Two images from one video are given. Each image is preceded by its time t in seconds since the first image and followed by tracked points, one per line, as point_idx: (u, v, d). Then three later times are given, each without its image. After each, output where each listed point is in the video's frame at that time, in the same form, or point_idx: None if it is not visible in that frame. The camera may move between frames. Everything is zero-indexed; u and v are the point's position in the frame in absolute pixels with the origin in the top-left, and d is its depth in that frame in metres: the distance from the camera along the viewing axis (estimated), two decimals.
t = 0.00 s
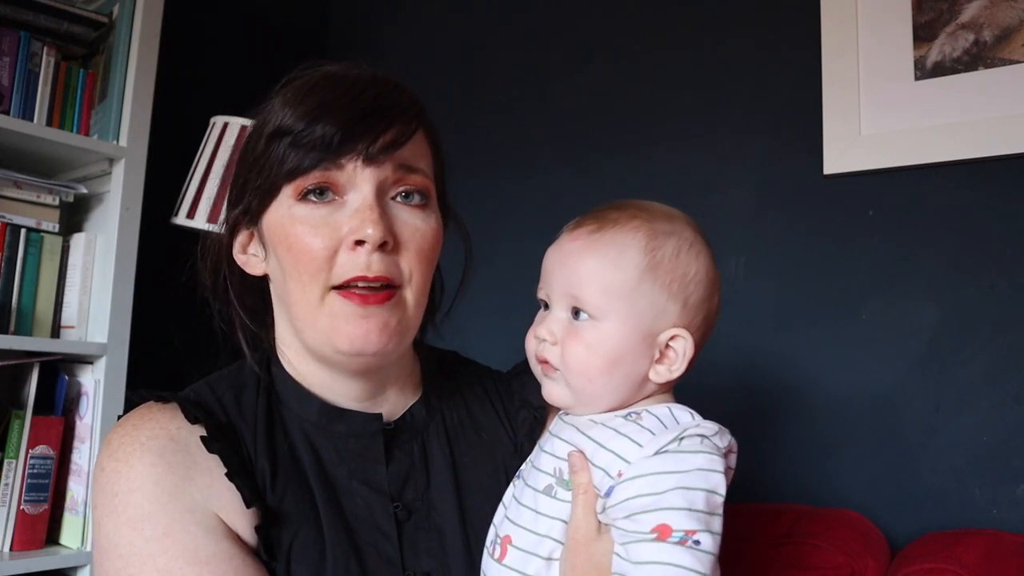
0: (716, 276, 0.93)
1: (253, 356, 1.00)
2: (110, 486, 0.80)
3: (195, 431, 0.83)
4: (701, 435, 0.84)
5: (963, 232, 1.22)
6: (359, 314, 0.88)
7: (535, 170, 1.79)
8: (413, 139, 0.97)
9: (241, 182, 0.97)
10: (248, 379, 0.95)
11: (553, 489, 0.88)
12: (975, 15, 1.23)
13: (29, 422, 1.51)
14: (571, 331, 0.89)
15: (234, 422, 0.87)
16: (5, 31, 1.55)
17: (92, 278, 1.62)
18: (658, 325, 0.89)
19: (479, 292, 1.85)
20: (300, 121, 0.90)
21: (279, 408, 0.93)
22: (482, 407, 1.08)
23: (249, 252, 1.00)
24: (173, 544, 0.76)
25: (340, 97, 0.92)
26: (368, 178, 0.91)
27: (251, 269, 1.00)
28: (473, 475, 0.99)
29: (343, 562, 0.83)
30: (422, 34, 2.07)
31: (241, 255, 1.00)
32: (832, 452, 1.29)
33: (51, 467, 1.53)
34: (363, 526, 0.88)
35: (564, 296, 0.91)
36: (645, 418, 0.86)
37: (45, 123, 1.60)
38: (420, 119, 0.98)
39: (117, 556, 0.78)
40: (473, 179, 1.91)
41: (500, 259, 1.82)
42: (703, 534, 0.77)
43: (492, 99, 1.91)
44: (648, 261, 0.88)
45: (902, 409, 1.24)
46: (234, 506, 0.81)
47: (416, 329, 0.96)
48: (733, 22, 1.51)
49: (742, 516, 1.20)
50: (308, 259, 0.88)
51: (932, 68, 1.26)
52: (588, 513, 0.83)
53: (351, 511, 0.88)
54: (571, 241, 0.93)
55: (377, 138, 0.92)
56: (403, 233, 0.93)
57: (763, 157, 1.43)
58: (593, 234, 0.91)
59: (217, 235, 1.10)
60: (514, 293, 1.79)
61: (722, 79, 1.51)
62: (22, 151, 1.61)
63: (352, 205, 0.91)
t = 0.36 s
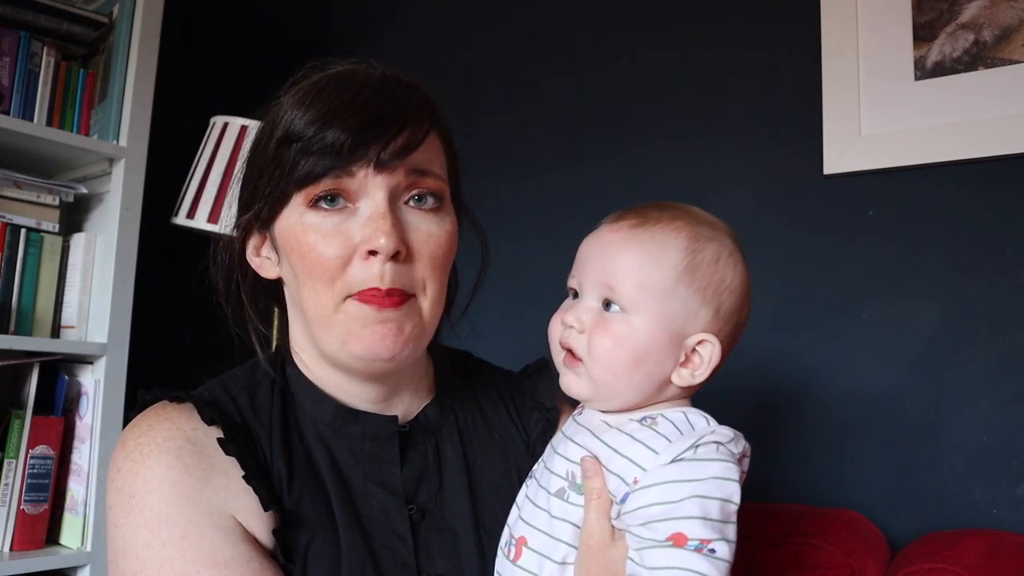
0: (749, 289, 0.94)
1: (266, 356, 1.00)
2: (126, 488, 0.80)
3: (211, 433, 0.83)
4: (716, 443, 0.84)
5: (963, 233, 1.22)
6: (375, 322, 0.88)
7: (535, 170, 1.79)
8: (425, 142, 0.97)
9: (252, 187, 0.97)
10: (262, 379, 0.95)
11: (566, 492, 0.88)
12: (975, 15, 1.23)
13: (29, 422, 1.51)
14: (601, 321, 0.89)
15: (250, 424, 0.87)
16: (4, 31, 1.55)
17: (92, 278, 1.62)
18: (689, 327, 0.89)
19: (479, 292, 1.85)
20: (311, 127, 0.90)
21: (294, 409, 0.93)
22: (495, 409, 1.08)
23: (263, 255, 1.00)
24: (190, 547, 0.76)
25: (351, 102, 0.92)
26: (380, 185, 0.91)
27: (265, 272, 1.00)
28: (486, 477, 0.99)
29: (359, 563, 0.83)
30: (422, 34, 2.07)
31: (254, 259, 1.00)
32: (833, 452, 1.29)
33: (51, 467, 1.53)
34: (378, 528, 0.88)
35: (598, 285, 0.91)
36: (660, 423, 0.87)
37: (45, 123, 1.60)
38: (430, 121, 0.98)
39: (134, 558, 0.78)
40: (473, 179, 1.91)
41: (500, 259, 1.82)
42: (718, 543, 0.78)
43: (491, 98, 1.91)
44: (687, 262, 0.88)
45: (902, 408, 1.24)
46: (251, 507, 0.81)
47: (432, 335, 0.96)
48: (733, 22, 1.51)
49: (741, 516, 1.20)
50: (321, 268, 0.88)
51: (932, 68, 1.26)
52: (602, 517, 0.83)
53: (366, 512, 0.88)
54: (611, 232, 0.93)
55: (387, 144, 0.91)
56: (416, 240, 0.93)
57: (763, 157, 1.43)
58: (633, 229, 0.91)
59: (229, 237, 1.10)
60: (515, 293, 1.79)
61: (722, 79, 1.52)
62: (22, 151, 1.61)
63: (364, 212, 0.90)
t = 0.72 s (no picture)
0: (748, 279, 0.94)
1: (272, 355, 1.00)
2: (138, 487, 0.80)
3: (222, 433, 0.83)
4: (721, 429, 0.84)
5: (963, 232, 1.22)
6: (387, 321, 0.89)
7: (536, 170, 1.79)
8: (438, 146, 0.97)
9: (261, 186, 0.97)
10: (269, 378, 0.95)
11: (574, 483, 0.89)
12: (975, 15, 1.23)
13: (29, 422, 1.51)
14: (610, 319, 0.89)
15: (258, 423, 0.87)
16: (4, 31, 1.55)
17: (92, 278, 1.62)
18: (695, 319, 0.89)
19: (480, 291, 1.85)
20: (323, 130, 0.89)
21: (303, 410, 0.93)
22: (500, 410, 1.08)
23: (270, 254, 1.00)
24: (206, 544, 0.76)
25: (364, 104, 0.91)
26: (393, 187, 0.91)
27: (273, 271, 1.00)
28: (491, 474, 0.99)
29: (368, 563, 0.83)
30: (422, 34, 2.07)
31: (262, 258, 1.00)
32: (833, 452, 1.29)
33: (51, 467, 1.53)
34: (387, 525, 0.88)
35: (605, 283, 0.91)
36: (666, 411, 0.87)
37: (45, 123, 1.60)
38: (443, 124, 0.98)
39: (149, 556, 0.78)
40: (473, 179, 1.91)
41: (501, 259, 1.82)
42: (725, 523, 0.78)
43: (491, 98, 1.91)
44: (693, 257, 0.88)
45: (903, 408, 1.24)
46: (264, 505, 0.81)
47: (441, 334, 0.96)
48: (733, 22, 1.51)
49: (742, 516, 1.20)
50: (334, 268, 0.88)
51: (932, 68, 1.26)
52: (611, 505, 0.83)
53: (375, 511, 0.88)
54: (617, 229, 0.93)
55: (402, 146, 0.91)
56: (427, 241, 0.93)
57: (763, 156, 1.43)
58: (639, 225, 0.91)
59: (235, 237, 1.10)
60: (515, 293, 1.79)
61: (722, 79, 1.52)
62: (22, 151, 1.61)
63: (376, 214, 0.90)
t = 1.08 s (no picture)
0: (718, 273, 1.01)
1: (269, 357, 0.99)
2: (144, 487, 0.80)
3: (226, 432, 0.84)
4: (724, 419, 0.87)
5: (964, 232, 1.22)
6: (389, 319, 0.89)
7: (536, 170, 1.79)
8: (437, 149, 0.98)
9: (262, 191, 0.97)
10: (268, 380, 0.94)
11: (573, 472, 0.89)
12: (975, 15, 1.23)
13: (29, 422, 1.51)
14: (648, 338, 0.89)
15: (260, 422, 0.87)
16: (4, 31, 1.55)
17: (92, 278, 1.62)
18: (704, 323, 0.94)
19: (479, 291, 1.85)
20: (326, 134, 0.90)
21: (301, 409, 0.93)
22: (493, 411, 1.08)
23: (269, 257, 1.00)
24: (213, 540, 0.77)
25: (366, 108, 0.91)
26: (395, 189, 0.91)
27: (272, 275, 1.00)
28: (486, 471, 0.99)
29: (371, 560, 0.83)
30: (421, 34, 2.07)
31: (261, 262, 1.00)
32: (833, 451, 1.30)
33: (51, 467, 1.53)
34: (388, 522, 0.88)
35: (634, 300, 0.89)
36: (671, 402, 0.88)
37: (45, 123, 1.60)
38: (441, 128, 0.98)
39: (155, 554, 0.78)
40: (473, 179, 1.91)
41: (501, 259, 1.82)
42: (732, 495, 0.80)
43: (492, 98, 1.91)
44: (710, 267, 0.93)
45: (903, 408, 1.24)
46: (269, 502, 0.82)
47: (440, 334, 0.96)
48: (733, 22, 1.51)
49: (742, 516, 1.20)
50: (338, 268, 0.88)
51: (932, 68, 1.26)
52: (610, 491, 0.84)
53: (375, 508, 0.88)
54: (633, 240, 0.92)
55: (404, 149, 0.91)
56: (429, 242, 0.93)
57: (763, 157, 1.43)
58: (658, 238, 0.91)
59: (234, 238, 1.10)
60: (515, 293, 1.79)
61: (722, 79, 1.51)
62: (22, 151, 1.61)
63: (379, 215, 0.91)
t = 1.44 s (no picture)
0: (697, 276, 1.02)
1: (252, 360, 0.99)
2: (128, 487, 0.81)
3: (210, 434, 0.84)
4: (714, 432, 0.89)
5: (964, 232, 1.22)
6: (372, 329, 0.89)
7: (536, 170, 1.79)
8: (413, 155, 0.98)
9: (240, 199, 0.96)
10: (252, 383, 0.94)
11: (568, 475, 0.90)
12: (974, 15, 1.23)
13: (29, 422, 1.51)
14: (639, 357, 0.89)
15: (244, 424, 0.87)
16: (4, 31, 1.55)
17: (92, 278, 1.62)
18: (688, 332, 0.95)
19: (479, 291, 1.85)
20: (303, 143, 0.89)
21: (284, 410, 0.93)
22: (477, 410, 1.08)
23: (250, 265, 0.99)
24: (196, 539, 0.77)
25: (343, 116, 0.91)
26: (373, 197, 0.91)
27: (253, 282, 0.99)
28: (470, 471, 1.00)
29: (354, 559, 0.83)
30: (422, 34, 2.07)
31: (241, 269, 1.00)
32: (832, 451, 1.30)
33: (51, 467, 1.53)
34: (371, 520, 0.88)
35: (625, 319, 0.89)
36: (663, 416, 0.89)
37: (45, 123, 1.60)
38: (417, 133, 0.98)
39: (140, 554, 0.78)
40: (473, 179, 1.91)
41: (501, 259, 1.82)
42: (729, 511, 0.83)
43: (492, 99, 1.91)
44: (697, 280, 0.93)
45: (903, 409, 1.24)
46: (252, 501, 0.82)
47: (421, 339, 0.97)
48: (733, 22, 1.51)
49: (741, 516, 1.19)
50: (318, 277, 0.88)
51: (932, 68, 1.26)
52: (603, 495, 0.87)
53: (359, 506, 0.89)
54: (623, 258, 0.91)
55: (381, 157, 0.92)
56: (408, 247, 0.93)
57: (763, 157, 1.43)
58: (648, 256, 0.91)
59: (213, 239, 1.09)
60: (515, 293, 1.79)
61: (722, 78, 1.51)
62: (22, 151, 1.61)
63: (357, 223, 0.91)
